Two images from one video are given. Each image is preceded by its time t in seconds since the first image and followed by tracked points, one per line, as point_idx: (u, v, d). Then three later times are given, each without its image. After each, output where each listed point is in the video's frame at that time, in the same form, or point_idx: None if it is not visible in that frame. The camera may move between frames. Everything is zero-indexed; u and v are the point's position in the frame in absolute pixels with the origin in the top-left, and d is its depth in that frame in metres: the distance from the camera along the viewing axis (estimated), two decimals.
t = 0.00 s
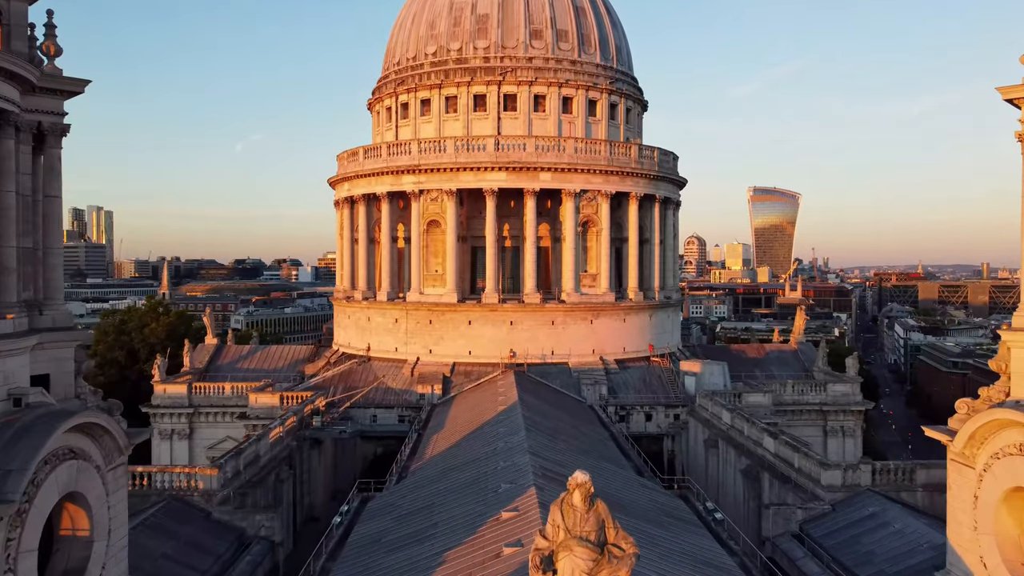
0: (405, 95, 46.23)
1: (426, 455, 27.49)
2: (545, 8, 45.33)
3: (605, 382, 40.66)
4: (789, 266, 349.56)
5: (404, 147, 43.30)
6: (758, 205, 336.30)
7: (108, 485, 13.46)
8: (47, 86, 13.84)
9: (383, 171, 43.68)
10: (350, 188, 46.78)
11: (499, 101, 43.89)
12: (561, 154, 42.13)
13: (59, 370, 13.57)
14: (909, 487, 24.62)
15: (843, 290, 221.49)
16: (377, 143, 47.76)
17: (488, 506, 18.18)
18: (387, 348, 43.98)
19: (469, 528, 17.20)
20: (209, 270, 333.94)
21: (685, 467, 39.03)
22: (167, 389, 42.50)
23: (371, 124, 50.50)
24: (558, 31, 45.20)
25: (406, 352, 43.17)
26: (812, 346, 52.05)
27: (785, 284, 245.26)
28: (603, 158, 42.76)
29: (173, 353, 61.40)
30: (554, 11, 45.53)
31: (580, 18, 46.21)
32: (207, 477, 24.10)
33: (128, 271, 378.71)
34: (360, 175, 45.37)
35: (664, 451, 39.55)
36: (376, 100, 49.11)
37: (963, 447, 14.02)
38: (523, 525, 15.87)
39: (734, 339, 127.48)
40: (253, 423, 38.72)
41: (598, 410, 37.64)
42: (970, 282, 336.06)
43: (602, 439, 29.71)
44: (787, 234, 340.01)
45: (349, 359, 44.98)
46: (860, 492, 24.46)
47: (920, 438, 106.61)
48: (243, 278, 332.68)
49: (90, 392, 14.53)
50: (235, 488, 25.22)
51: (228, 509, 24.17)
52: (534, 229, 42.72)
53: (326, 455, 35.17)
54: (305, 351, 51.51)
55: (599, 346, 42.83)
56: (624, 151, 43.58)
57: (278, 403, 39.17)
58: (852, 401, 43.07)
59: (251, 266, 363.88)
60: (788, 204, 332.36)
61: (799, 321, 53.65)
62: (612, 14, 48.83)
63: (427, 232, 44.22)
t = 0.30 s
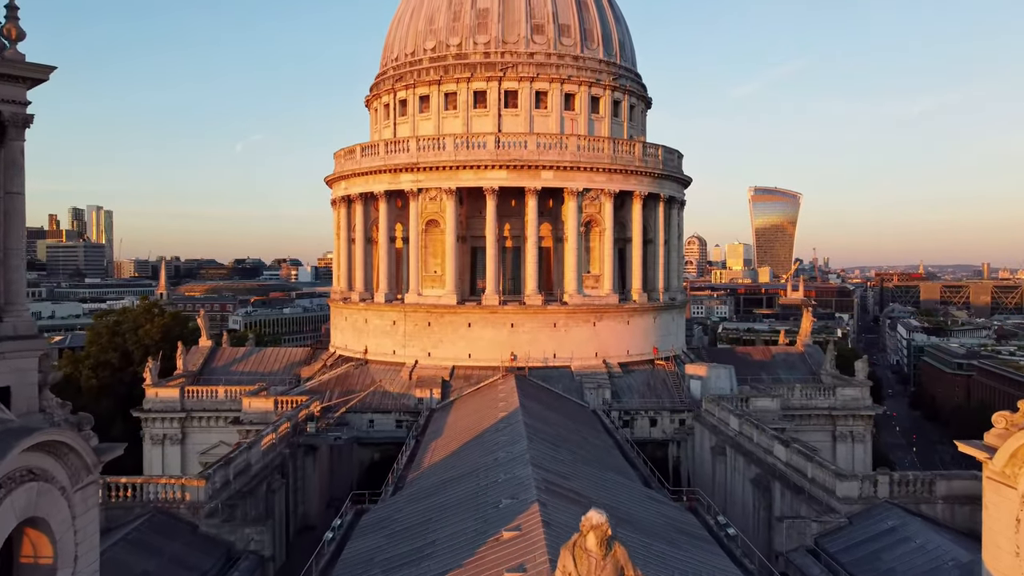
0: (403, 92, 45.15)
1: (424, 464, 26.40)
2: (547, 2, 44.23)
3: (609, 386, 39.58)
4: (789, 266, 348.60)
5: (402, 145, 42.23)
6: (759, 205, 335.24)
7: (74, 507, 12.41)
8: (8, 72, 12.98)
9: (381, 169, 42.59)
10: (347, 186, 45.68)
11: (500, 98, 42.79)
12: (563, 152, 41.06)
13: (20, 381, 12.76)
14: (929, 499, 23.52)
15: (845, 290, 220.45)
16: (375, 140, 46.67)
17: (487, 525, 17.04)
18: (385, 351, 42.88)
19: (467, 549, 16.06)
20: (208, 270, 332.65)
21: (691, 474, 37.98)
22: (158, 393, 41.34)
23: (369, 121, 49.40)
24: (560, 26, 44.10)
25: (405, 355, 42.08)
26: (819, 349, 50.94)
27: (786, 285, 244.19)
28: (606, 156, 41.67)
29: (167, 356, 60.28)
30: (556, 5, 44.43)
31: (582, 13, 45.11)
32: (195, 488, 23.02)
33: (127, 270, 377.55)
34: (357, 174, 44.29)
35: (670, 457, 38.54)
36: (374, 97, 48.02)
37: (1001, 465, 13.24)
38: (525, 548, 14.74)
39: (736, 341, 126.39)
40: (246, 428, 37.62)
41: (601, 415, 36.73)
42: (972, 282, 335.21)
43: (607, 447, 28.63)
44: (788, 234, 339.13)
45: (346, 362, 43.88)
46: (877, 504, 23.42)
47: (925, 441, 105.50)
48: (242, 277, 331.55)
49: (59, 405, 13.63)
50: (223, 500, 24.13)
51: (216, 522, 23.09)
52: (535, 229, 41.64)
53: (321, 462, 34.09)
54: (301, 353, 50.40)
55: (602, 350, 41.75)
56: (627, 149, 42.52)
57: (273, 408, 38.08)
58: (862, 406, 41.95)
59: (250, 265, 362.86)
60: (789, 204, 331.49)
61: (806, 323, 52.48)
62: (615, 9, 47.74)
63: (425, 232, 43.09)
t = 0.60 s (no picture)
0: (401, 89, 44.08)
1: (421, 475, 25.28)
2: None
3: (612, 391, 38.51)
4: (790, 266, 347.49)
5: (400, 143, 41.15)
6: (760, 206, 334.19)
7: (34, 536, 11.49)
8: None
9: (378, 168, 41.52)
10: (344, 185, 44.60)
11: (500, 95, 41.72)
12: (565, 150, 39.98)
13: None
14: (950, 513, 22.42)
15: (847, 291, 219.50)
16: (373, 138, 45.61)
17: (486, 548, 15.92)
18: (382, 355, 41.79)
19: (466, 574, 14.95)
20: (207, 269, 331.62)
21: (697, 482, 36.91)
22: (150, 398, 40.27)
23: (366, 119, 48.32)
24: (562, 21, 43.01)
25: (403, 359, 41.00)
26: (826, 352, 49.85)
27: (787, 285, 243.37)
28: (610, 154, 40.59)
29: (161, 359, 59.22)
30: None
31: (585, 8, 44.02)
32: (180, 501, 21.92)
33: (126, 270, 376.54)
34: (354, 173, 43.21)
35: (675, 464, 37.49)
36: (372, 95, 46.95)
37: None
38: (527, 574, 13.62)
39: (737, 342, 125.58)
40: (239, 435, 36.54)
41: (605, 421, 35.71)
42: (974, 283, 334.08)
43: (612, 457, 27.55)
44: (789, 235, 337.95)
45: (342, 367, 42.78)
46: (896, 518, 22.34)
47: (929, 444, 104.58)
48: (241, 277, 330.57)
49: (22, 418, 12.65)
50: (210, 514, 23.02)
51: (203, 538, 21.97)
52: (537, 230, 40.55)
53: (315, 470, 32.99)
54: (298, 356, 49.31)
55: (605, 354, 40.66)
56: (631, 148, 41.46)
57: (266, 414, 37.00)
58: (872, 411, 40.84)
59: (250, 266, 361.97)
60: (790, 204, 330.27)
61: (814, 325, 51.34)
62: (619, 4, 46.65)
63: (423, 233, 41.91)
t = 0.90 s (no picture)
0: (399, 86, 42.99)
1: (418, 488, 24.20)
2: None
3: (616, 397, 37.42)
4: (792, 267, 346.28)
5: (397, 142, 40.07)
6: (761, 206, 333.12)
7: None
8: None
9: (375, 168, 40.45)
10: (340, 185, 43.54)
11: (501, 93, 40.63)
12: (567, 149, 38.90)
13: None
14: (974, 530, 21.36)
15: (848, 291, 218.50)
16: (370, 137, 44.53)
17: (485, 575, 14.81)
18: (379, 359, 40.69)
19: None
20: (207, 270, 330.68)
21: (702, 491, 35.85)
22: (140, 404, 39.22)
23: (364, 118, 47.23)
24: (564, 17, 41.93)
25: (400, 364, 39.91)
26: (834, 356, 48.75)
27: (789, 286, 242.38)
28: (613, 154, 39.50)
29: (155, 362, 58.19)
30: None
31: (587, 3, 42.93)
32: (164, 518, 20.84)
33: (125, 270, 375.60)
34: (350, 172, 42.14)
35: (680, 473, 36.42)
36: (369, 93, 45.88)
37: None
38: None
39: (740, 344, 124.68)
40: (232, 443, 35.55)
41: (608, 429, 34.65)
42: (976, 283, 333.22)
43: (616, 468, 26.46)
44: (790, 234, 336.68)
45: (338, 372, 41.65)
46: (916, 536, 21.20)
47: (934, 446, 103.55)
48: (241, 278, 329.65)
49: None
50: (195, 529, 21.96)
51: (188, 557, 20.91)
52: (538, 231, 39.46)
53: (309, 480, 31.89)
54: (293, 359, 48.26)
55: (608, 358, 39.56)
56: (635, 147, 40.37)
57: (259, 421, 35.89)
58: (882, 418, 39.73)
59: (249, 266, 361.00)
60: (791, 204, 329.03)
61: (821, 328, 50.21)
62: None
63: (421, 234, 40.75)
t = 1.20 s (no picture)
0: (396, 84, 41.88)
1: (414, 504, 23.10)
2: None
3: (620, 404, 36.32)
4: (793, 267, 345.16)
5: (394, 141, 38.96)
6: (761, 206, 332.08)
7: None
8: None
9: (372, 168, 39.35)
10: (336, 186, 42.44)
11: (501, 91, 39.52)
12: (569, 149, 37.82)
13: None
14: (999, 551, 20.44)
15: (850, 292, 217.49)
16: (366, 137, 43.44)
17: None
18: (376, 365, 39.61)
19: None
20: (206, 270, 329.61)
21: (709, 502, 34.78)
22: (130, 411, 38.11)
23: (361, 117, 46.12)
24: (566, 13, 40.83)
25: (397, 369, 38.82)
26: (842, 360, 47.67)
27: (790, 286, 241.29)
28: (616, 153, 38.43)
29: (147, 366, 57.07)
30: None
31: None
32: (145, 539, 19.68)
33: (124, 270, 374.44)
34: (346, 173, 41.04)
35: (685, 482, 35.37)
36: (365, 91, 44.78)
37: None
38: None
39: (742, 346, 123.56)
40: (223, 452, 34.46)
41: (612, 437, 33.57)
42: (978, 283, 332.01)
43: (621, 481, 25.36)
44: (790, 235, 335.49)
45: (333, 377, 40.53)
46: (939, 556, 20.09)
47: (938, 450, 102.45)
48: (240, 278, 328.55)
49: None
50: (179, 549, 20.81)
51: None
52: (540, 233, 38.35)
53: (303, 491, 30.82)
54: (288, 364, 47.14)
55: (612, 364, 38.48)
56: (639, 147, 39.30)
57: (252, 429, 34.79)
58: (893, 425, 38.69)
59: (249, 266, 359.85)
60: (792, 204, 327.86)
61: (828, 332, 49.13)
62: None
63: (420, 236, 39.61)
